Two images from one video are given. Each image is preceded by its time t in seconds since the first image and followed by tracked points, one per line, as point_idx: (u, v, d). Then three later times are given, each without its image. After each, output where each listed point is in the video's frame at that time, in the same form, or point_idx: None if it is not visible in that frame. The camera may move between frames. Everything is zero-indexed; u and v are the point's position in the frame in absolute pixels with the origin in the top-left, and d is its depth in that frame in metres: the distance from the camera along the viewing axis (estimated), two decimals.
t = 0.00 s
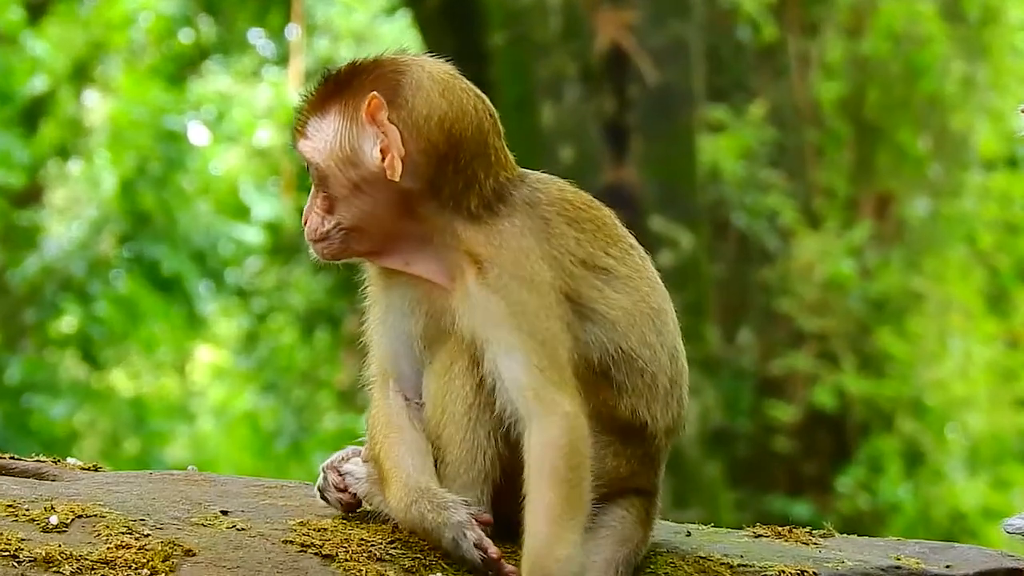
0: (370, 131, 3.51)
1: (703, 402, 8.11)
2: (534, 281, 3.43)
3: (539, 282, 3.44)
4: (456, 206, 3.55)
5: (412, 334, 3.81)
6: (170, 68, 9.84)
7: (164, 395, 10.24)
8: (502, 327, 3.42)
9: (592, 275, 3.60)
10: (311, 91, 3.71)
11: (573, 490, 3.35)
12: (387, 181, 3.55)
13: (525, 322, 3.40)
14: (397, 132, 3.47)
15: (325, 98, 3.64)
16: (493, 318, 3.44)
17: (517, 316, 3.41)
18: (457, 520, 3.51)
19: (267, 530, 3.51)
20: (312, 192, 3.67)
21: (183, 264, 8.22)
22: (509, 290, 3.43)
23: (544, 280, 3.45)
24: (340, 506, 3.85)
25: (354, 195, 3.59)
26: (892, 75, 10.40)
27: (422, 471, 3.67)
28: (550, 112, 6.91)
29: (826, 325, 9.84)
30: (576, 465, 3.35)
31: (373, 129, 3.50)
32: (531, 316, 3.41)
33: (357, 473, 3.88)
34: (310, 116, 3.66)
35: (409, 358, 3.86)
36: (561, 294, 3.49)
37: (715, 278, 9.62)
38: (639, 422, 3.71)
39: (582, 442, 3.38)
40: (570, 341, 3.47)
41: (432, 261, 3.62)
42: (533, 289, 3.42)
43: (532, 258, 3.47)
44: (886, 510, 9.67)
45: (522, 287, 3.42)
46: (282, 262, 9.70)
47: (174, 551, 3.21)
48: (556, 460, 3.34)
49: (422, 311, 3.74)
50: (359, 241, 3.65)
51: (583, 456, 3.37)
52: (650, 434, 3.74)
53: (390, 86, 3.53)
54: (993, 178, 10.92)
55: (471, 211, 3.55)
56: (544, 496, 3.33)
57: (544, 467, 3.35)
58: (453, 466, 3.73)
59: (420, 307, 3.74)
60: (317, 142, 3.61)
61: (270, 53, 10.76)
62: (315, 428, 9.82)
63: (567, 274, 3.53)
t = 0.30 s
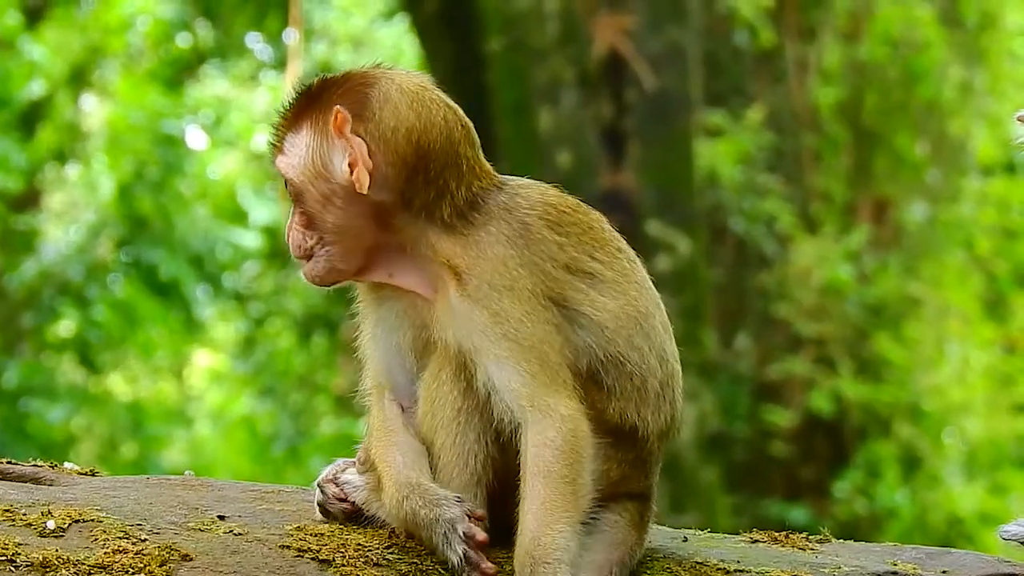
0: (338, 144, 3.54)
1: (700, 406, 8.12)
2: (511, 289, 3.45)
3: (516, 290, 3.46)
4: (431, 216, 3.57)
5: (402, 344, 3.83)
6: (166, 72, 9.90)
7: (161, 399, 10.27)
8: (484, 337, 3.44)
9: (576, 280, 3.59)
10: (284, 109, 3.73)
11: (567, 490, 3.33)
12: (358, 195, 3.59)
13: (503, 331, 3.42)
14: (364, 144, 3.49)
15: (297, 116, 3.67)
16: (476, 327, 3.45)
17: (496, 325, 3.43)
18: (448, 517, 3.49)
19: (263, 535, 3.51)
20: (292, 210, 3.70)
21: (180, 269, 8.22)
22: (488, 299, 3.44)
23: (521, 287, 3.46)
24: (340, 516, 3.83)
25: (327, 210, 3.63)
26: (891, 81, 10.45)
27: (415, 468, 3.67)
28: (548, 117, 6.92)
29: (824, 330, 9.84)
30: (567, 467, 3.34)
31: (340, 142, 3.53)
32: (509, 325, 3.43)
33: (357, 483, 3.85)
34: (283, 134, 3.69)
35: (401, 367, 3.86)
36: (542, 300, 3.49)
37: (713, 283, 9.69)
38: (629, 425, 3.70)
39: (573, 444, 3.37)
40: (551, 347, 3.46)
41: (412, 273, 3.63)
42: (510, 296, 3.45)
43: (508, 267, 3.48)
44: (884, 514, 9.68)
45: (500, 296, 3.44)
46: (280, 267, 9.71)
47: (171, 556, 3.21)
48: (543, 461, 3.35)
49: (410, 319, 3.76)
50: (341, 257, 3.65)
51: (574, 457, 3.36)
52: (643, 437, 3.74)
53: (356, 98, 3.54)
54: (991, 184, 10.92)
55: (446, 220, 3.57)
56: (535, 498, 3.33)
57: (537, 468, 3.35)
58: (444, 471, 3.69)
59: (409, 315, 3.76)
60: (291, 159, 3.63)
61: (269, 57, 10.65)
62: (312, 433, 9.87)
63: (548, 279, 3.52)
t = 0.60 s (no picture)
0: (336, 147, 3.54)
1: (698, 407, 8.14)
2: (511, 286, 3.44)
3: (516, 287, 3.44)
4: (430, 218, 3.57)
5: (402, 345, 3.82)
6: (164, 72, 9.90)
7: (159, 399, 10.27)
8: (484, 335, 3.43)
9: (577, 278, 3.57)
10: (283, 113, 3.73)
11: (572, 482, 3.32)
12: (357, 198, 3.58)
13: (503, 329, 3.41)
14: (362, 146, 3.48)
15: (295, 120, 3.67)
16: (474, 324, 3.44)
17: (496, 323, 3.42)
18: (445, 517, 3.50)
19: (262, 534, 3.51)
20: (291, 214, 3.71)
21: (178, 269, 8.22)
22: (489, 298, 3.43)
23: (520, 284, 3.45)
24: (340, 515, 3.83)
25: (328, 214, 3.63)
26: (888, 80, 10.48)
27: (412, 467, 3.67)
28: (546, 117, 6.93)
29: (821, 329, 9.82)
30: (571, 459, 3.33)
31: (338, 144, 3.54)
32: (509, 322, 3.42)
33: (355, 482, 3.86)
34: (283, 137, 3.69)
35: (402, 368, 3.85)
36: (542, 297, 3.47)
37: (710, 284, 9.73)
38: (631, 426, 3.70)
39: (578, 438, 3.36)
40: (552, 344, 3.45)
41: (412, 275, 3.63)
42: (512, 294, 3.43)
43: (506, 266, 3.46)
44: (882, 514, 9.69)
45: (500, 294, 3.43)
46: (277, 267, 9.72)
47: (170, 556, 3.21)
48: (546, 454, 3.32)
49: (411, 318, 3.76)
50: (338, 259, 3.67)
51: (580, 450, 3.35)
52: (645, 437, 3.74)
53: (353, 101, 3.54)
54: (988, 184, 10.95)
55: (445, 222, 3.56)
56: (541, 491, 3.31)
57: (539, 463, 3.33)
58: (444, 471, 3.69)
59: (410, 319, 3.76)
60: (291, 161, 3.64)
61: (265, 57, 10.79)
62: (310, 433, 9.88)
63: (549, 277, 3.51)
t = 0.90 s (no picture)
0: (330, 145, 3.55)
1: (696, 404, 8.14)
2: (498, 286, 3.42)
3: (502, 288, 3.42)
4: (420, 220, 3.54)
5: (394, 347, 3.80)
6: (162, 69, 9.92)
7: (157, 396, 10.29)
8: (472, 337, 3.41)
9: (563, 277, 3.56)
10: (277, 113, 3.73)
11: (570, 479, 3.30)
12: (348, 198, 3.56)
13: (489, 331, 3.39)
14: (355, 146, 3.49)
15: (288, 120, 3.68)
16: (458, 328, 3.42)
17: (483, 324, 3.39)
18: (433, 517, 3.51)
19: (260, 535, 3.51)
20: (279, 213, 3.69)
21: (176, 267, 8.21)
22: (473, 299, 3.41)
23: (504, 285, 3.43)
24: (337, 517, 3.84)
25: (319, 213, 3.61)
26: (886, 78, 10.46)
27: (403, 468, 3.70)
28: (544, 114, 6.92)
29: (819, 327, 9.82)
30: (565, 459, 3.31)
31: (332, 142, 3.54)
32: (497, 322, 3.39)
33: (350, 482, 3.87)
34: (275, 136, 3.70)
35: (394, 369, 3.84)
36: (529, 297, 3.46)
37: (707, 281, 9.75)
38: (626, 423, 3.71)
39: (570, 437, 3.34)
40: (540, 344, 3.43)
41: (403, 276, 3.60)
42: (498, 294, 3.41)
43: (491, 266, 3.44)
44: (880, 512, 9.70)
45: (483, 295, 3.41)
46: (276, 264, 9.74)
47: (167, 556, 3.21)
48: (542, 454, 3.31)
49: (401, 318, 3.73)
50: (326, 256, 3.66)
51: (572, 448, 3.33)
52: (639, 435, 3.75)
53: (347, 100, 3.55)
54: (986, 180, 10.96)
55: (434, 224, 3.53)
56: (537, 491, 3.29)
57: (533, 463, 3.32)
58: (441, 472, 3.70)
59: (401, 321, 3.73)
60: (282, 159, 3.64)
61: (263, 54, 10.83)
62: (308, 430, 9.90)
63: (535, 276, 3.50)
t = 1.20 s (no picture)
0: (301, 167, 3.51)
1: (693, 401, 8.14)
2: (486, 289, 3.44)
3: (490, 290, 3.44)
4: (398, 233, 3.56)
5: (384, 354, 3.82)
6: (158, 68, 9.94)
7: (154, 394, 10.29)
8: (463, 342, 3.43)
9: (552, 276, 3.58)
10: (248, 134, 3.70)
11: (561, 479, 3.31)
12: (324, 218, 3.57)
13: (479, 334, 3.41)
14: (325, 165, 3.47)
15: (258, 141, 3.64)
16: (449, 333, 3.44)
17: (472, 328, 3.41)
18: (419, 519, 3.52)
19: (254, 534, 3.51)
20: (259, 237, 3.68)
21: (172, 264, 8.16)
22: (461, 303, 3.43)
23: (492, 288, 3.44)
24: (331, 517, 3.83)
25: (297, 234, 3.61)
26: (881, 74, 10.53)
27: (392, 471, 3.71)
28: (539, 111, 6.95)
29: (816, 323, 9.83)
30: (560, 457, 3.33)
31: (303, 164, 3.51)
32: (486, 327, 3.41)
33: (343, 485, 3.88)
34: (248, 158, 3.66)
35: (386, 376, 3.87)
36: (519, 296, 3.47)
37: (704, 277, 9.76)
38: (618, 421, 3.72)
39: (566, 435, 3.35)
40: (530, 345, 3.45)
41: (387, 288, 3.61)
42: (487, 297, 3.43)
43: (479, 270, 3.46)
44: (877, 507, 9.71)
45: (470, 298, 3.43)
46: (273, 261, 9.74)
47: (162, 556, 3.21)
48: (532, 455, 3.33)
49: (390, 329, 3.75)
50: (309, 278, 3.66)
51: (569, 444, 3.35)
52: (632, 433, 3.77)
53: (318, 119, 3.52)
54: (981, 176, 10.98)
55: (414, 236, 3.55)
56: (534, 492, 3.30)
57: (528, 464, 3.32)
58: (434, 472, 3.71)
59: (390, 331, 3.75)
60: (257, 183, 3.60)
61: (259, 52, 10.67)
62: (305, 427, 9.90)
63: (523, 277, 3.51)
